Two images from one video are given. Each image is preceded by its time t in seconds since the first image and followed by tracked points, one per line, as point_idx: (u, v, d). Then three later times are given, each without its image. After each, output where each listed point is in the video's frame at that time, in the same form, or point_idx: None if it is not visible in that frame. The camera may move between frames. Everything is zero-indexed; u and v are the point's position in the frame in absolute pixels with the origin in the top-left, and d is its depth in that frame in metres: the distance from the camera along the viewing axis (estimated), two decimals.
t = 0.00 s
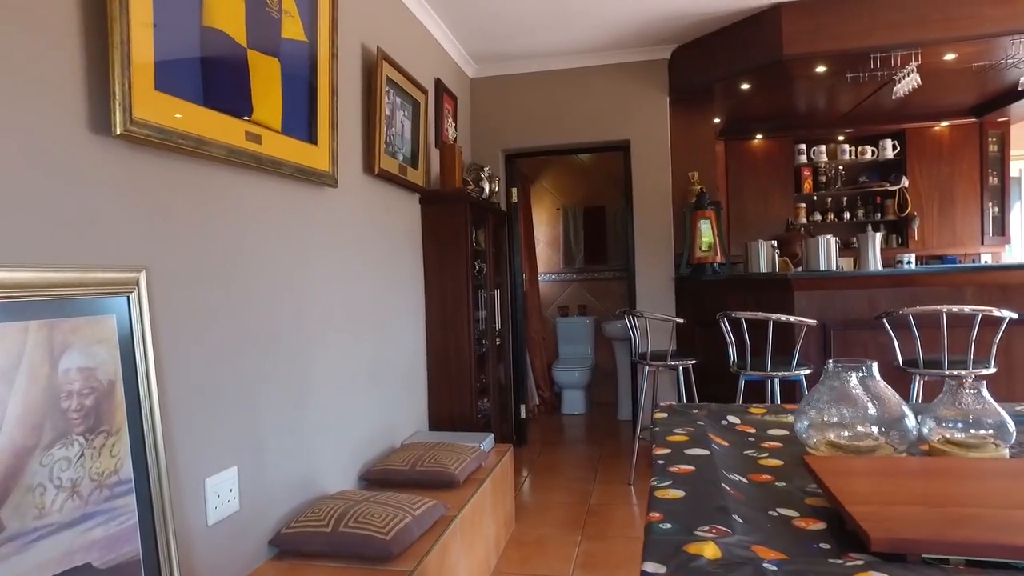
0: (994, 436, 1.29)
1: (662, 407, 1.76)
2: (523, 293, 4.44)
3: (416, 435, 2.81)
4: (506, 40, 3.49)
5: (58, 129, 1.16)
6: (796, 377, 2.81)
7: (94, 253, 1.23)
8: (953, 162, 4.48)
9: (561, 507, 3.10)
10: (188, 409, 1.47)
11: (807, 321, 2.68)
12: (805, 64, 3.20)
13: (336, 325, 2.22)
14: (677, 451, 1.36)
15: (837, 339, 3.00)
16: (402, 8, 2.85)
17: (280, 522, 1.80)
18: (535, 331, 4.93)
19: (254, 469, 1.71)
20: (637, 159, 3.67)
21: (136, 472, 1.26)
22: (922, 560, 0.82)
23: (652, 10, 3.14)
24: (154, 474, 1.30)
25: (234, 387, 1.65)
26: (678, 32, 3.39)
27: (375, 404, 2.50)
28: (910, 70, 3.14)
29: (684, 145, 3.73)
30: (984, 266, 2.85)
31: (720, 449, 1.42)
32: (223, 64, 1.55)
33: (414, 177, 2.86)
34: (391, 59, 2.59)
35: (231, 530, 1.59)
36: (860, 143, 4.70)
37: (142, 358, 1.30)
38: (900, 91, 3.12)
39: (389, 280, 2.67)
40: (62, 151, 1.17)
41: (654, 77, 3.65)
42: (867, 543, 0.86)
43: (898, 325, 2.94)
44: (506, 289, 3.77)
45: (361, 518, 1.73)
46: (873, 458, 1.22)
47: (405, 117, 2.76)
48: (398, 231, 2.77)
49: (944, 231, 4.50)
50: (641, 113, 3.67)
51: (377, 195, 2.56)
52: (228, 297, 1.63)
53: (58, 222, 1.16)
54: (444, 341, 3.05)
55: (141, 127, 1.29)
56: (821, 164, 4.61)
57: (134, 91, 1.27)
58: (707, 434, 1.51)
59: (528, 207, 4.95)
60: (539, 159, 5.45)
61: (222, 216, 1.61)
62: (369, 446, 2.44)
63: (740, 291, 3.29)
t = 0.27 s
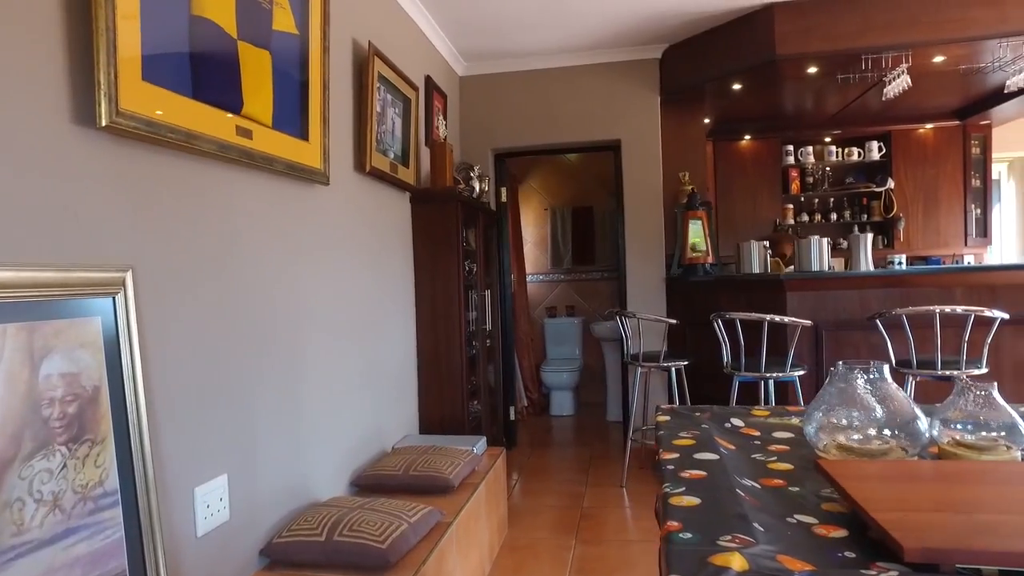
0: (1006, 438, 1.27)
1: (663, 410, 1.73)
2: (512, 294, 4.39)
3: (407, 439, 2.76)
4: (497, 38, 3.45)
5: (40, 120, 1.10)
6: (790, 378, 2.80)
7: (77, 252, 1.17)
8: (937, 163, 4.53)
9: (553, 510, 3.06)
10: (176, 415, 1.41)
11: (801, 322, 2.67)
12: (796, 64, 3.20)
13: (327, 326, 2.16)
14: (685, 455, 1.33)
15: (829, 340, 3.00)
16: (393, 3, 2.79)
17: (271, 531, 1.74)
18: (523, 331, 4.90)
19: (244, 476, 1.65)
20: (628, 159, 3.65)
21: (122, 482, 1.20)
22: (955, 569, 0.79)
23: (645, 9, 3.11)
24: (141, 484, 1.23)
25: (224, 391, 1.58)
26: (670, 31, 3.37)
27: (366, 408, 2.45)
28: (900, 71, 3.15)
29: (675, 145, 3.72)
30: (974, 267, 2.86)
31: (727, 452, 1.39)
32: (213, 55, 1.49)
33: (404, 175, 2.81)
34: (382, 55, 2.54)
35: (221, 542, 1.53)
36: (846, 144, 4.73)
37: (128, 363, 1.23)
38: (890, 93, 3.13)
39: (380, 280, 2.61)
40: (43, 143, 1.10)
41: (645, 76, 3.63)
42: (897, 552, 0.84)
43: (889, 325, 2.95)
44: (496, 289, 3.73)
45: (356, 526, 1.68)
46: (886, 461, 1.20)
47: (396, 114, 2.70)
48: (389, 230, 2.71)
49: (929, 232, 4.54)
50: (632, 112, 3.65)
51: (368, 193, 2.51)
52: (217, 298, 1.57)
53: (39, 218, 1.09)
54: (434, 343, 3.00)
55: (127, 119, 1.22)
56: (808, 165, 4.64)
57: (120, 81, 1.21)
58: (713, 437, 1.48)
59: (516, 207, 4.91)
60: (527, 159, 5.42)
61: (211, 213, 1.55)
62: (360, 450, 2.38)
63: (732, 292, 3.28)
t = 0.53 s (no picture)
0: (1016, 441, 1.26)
1: (665, 414, 1.70)
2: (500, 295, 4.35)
3: (397, 443, 2.70)
4: (487, 36, 3.40)
5: (19, 110, 1.03)
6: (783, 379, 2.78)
7: (58, 251, 1.10)
8: (922, 166, 4.58)
9: (545, 514, 3.02)
10: (163, 423, 1.34)
11: (794, 323, 2.66)
12: (788, 65, 3.20)
13: (317, 329, 2.10)
14: (693, 461, 1.30)
15: (821, 341, 3.00)
16: None
17: (260, 541, 1.68)
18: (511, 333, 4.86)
19: (233, 485, 1.59)
20: (618, 159, 3.63)
21: (106, 495, 1.14)
22: None
23: (637, 8, 3.09)
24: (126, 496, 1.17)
25: (213, 397, 1.52)
26: (661, 31, 3.35)
27: (356, 412, 2.39)
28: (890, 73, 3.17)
29: (665, 146, 3.71)
30: (962, 268, 2.88)
31: (735, 457, 1.36)
32: (201, 46, 1.43)
33: (394, 174, 2.75)
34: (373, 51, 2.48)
35: (209, 554, 1.47)
36: (833, 146, 4.76)
37: (113, 369, 1.17)
38: (880, 94, 3.14)
39: (369, 281, 2.56)
40: (21, 136, 1.04)
41: (636, 76, 3.61)
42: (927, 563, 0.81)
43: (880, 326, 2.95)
44: (485, 290, 3.68)
45: (350, 535, 1.62)
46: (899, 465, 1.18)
47: (386, 112, 2.65)
48: (379, 230, 2.66)
49: (914, 233, 4.59)
50: (622, 112, 3.63)
51: (358, 192, 2.45)
52: (206, 300, 1.51)
53: (18, 215, 1.03)
54: (424, 345, 2.94)
55: (111, 111, 1.16)
56: (795, 166, 4.66)
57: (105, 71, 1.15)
58: (719, 442, 1.45)
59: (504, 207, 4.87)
60: (515, 159, 5.39)
61: (199, 211, 1.49)
62: (350, 456, 2.32)
63: (724, 293, 3.27)
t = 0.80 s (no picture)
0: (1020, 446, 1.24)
1: (664, 417, 1.67)
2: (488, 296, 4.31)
3: (386, 448, 2.65)
4: (476, 34, 3.36)
5: None
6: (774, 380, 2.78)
7: (36, 252, 1.04)
8: (906, 168, 4.62)
9: (535, 518, 2.99)
10: (147, 431, 1.29)
11: (785, 325, 2.66)
12: (777, 66, 3.20)
13: (305, 331, 2.05)
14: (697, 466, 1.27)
15: (811, 342, 3.00)
16: None
17: (248, 551, 1.63)
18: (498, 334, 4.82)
19: (221, 494, 1.54)
20: (608, 159, 3.61)
21: (88, 509, 1.08)
22: None
23: (627, 8, 3.07)
24: (110, 510, 1.12)
25: (199, 404, 1.47)
26: (651, 31, 3.34)
27: (344, 416, 2.34)
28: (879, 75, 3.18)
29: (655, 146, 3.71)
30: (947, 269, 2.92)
31: (738, 462, 1.34)
32: (188, 39, 1.37)
33: (383, 173, 2.70)
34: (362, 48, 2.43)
35: (196, 567, 1.42)
36: (818, 148, 4.79)
37: (95, 376, 1.11)
38: (868, 96, 3.16)
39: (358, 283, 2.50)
40: None
41: (625, 76, 3.60)
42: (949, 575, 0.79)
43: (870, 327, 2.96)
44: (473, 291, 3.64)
45: (342, 544, 1.57)
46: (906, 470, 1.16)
47: (375, 110, 2.60)
48: (367, 230, 2.61)
49: (897, 235, 4.63)
50: (612, 112, 3.61)
51: (346, 191, 2.40)
52: (192, 303, 1.45)
53: None
54: (413, 347, 2.90)
55: (93, 105, 1.11)
56: (781, 167, 4.68)
57: (86, 62, 1.10)
58: (721, 446, 1.43)
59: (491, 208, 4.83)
60: (502, 159, 5.35)
61: (184, 210, 1.43)
62: (339, 461, 2.27)
63: (713, 294, 3.26)
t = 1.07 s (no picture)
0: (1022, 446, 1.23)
1: (659, 421, 1.65)
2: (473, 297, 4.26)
3: (372, 453, 2.60)
4: (463, 32, 3.32)
5: None
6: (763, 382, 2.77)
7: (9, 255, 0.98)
8: (888, 169, 4.66)
9: (522, 522, 2.95)
10: (127, 442, 1.23)
11: (775, 326, 2.65)
12: (764, 68, 3.21)
13: (289, 334, 1.99)
14: (698, 472, 1.25)
15: (798, 343, 3.01)
16: None
17: (232, 563, 1.57)
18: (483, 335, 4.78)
19: (204, 505, 1.48)
20: (595, 159, 3.59)
21: (63, 526, 1.02)
22: None
23: (616, 7, 3.05)
24: (86, 526, 1.06)
25: (181, 411, 1.41)
26: (639, 31, 3.33)
27: (330, 421, 2.28)
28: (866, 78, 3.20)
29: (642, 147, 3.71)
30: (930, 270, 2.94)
31: (739, 467, 1.31)
32: (170, 31, 1.31)
33: (369, 172, 2.65)
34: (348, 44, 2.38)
35: None
36: (802, 149, 4.83)
37: (70, 385, 1.05)
38: (854, 99, 3.17)
39: (343, 284, 2.45)
40: None
41: (612, 77, 3.58)
42: None
43: (857, 328, 2.97)
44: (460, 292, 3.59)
45: (331, 555, 1.52)
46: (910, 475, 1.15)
47: (361, 108, 2.55)
48: (353, 230, 2.55)
49: (879, 236, 4.68)
50: (599, 113, 3.59)
51: (332, 191, 2.34)
52: (172, 307, 1.39)
53: None
54: (399, 350, 2.84)
55: (68, 98, 1.05)
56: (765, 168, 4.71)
57: (60, 51, 1.04)
58: (719, 451, 1.40)
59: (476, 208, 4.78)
60: (486, 159, 5.31)
61: (165, 210, 1.37)
62: (324, 467, 2.21)
63: (701, 294, 3.25)
